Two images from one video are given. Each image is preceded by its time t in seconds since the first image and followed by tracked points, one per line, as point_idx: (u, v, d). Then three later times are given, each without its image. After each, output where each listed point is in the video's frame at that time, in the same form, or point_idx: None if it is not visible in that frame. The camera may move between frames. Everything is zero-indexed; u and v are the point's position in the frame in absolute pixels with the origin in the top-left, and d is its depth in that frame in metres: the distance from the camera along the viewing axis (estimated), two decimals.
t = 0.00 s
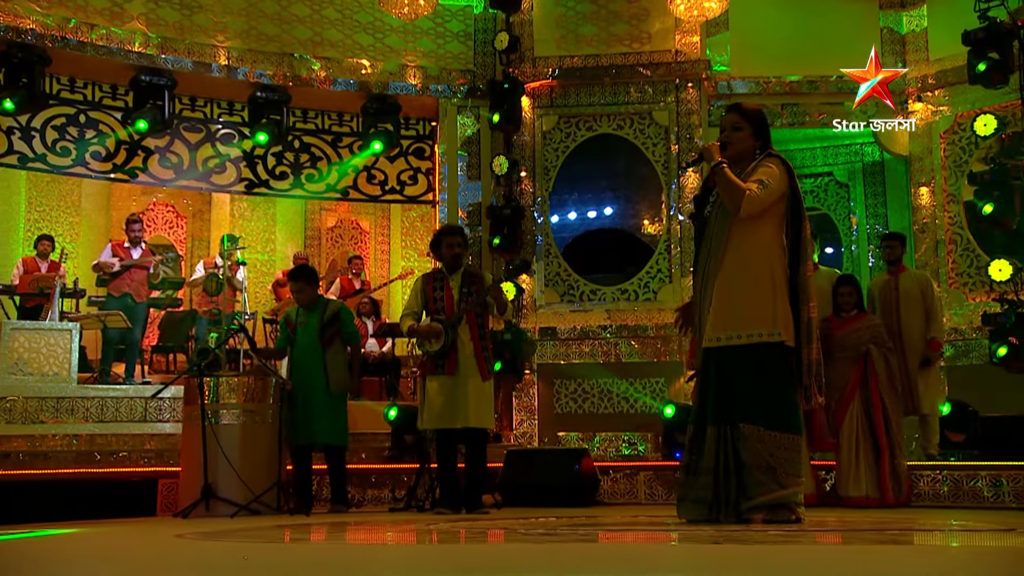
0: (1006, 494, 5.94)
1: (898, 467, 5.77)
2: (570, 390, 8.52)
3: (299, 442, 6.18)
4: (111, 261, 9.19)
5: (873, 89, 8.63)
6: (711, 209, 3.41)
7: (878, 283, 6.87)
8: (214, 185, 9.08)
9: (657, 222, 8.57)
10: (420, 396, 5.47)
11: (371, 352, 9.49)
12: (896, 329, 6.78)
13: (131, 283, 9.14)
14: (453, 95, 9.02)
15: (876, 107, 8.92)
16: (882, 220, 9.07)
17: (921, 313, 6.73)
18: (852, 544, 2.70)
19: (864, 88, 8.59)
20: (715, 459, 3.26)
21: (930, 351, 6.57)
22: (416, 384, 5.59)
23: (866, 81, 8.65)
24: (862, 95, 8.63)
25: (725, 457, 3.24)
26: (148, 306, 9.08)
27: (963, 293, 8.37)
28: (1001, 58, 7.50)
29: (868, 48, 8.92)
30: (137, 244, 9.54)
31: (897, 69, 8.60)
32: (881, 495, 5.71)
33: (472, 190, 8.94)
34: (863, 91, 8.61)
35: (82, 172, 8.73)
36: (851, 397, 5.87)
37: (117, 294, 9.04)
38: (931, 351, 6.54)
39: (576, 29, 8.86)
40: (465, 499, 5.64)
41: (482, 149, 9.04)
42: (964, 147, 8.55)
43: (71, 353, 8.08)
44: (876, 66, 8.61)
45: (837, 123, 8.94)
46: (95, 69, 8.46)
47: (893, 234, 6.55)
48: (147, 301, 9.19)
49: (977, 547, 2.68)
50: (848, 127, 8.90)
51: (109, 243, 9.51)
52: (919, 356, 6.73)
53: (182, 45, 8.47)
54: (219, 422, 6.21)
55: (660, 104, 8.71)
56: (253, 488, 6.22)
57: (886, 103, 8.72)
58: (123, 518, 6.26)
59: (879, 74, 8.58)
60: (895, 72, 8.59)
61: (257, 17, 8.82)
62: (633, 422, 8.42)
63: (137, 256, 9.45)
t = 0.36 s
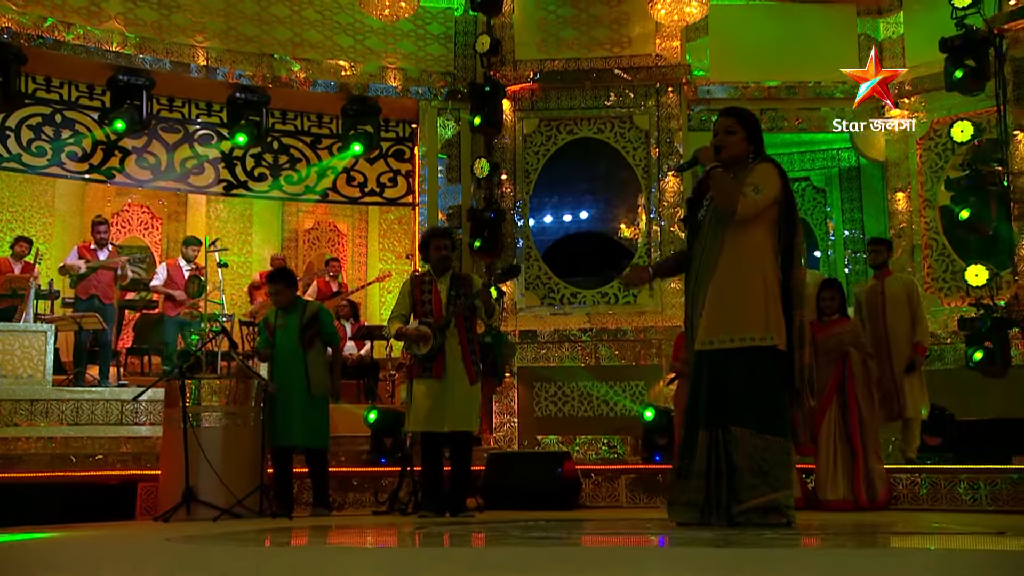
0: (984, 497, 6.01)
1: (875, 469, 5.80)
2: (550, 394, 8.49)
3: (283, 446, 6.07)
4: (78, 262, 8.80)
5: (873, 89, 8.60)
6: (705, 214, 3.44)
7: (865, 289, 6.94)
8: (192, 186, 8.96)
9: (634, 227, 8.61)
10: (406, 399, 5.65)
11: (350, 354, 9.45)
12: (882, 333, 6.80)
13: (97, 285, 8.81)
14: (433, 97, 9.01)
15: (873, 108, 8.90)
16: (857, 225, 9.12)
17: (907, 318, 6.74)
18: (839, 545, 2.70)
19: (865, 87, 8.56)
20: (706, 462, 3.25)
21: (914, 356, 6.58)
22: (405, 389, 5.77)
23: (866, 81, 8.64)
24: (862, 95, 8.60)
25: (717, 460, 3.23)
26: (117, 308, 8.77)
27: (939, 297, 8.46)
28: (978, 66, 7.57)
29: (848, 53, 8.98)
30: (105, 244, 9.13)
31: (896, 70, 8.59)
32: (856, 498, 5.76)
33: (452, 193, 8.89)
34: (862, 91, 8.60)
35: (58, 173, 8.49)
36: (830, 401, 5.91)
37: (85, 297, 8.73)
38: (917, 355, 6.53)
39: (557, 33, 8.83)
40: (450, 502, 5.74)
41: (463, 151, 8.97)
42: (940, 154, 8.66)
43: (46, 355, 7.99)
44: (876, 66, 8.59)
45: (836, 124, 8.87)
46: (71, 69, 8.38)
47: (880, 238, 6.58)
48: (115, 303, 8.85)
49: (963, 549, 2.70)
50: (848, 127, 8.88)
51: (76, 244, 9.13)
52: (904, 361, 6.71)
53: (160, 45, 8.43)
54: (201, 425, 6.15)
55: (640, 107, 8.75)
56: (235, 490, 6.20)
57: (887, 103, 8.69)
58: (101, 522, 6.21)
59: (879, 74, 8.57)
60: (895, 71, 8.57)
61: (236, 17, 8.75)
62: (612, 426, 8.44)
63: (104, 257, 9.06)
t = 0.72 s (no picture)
0: (958, 500, 6.09)
1: (849, 471, 5.89)
2: (528, 396, 8.53)
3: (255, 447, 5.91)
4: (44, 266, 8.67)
5: (873, 89, 8.51)
6: (695, 216, 3.46)
7: (850, 296, 6.96)
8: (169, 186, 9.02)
9: (609, 233, 8.69)
10: (392, 401, 5.78)
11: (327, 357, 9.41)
12: (868, 337, 6.82)
13: (64, 288, 8.66)
14: (412, 99, 9.01)
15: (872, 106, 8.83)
16: (832, 230, 9.05)
17: (892, 322, 6.76)
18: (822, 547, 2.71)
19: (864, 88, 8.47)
20: (695, 465, 3.27)
21: (900, 360, 6.58)
22: (392, 393, 5.91)
23: (866, 81, 8.56)
24: (862, 95, 8.53)
25: (705, 463, 3.26)
26: (85, 310, 8.66)
27: (912, 302, 8.56)
28: (952, 73, 7.67)
29: (822, 61, 9.10)
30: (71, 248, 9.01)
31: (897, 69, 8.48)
32: (830, 501, 5.80)
33: (431, 196, 8.91)
34: (862, 91, 8.52)
35: (32, 172, 8.41)
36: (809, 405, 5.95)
37: (52, 299, 8.60)
38: (902, 360, 6.54)
39: (536, 37, 8.89)
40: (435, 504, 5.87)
41: (442, 154, 8.99)
42: (913, 160, 8.78)
43: (20, 357, 7.88)
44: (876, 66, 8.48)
45: (836, 122, 8.88)
46: (47, 68, 8.29)
47: (863, 243, 6.64)
48: (82, 305, 8.75)
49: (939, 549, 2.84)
50: (847, 126, 8.89)
51: (41, 247, 8.98)
52: (888, 366, 6.75)
53: (137, 44, 8.33)
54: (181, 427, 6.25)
55: (619, 112, 8.78)
56: (214, 495, 6.23)
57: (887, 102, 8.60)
58: (78, 525, 6.14)
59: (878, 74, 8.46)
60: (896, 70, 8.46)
61: (214, 17, 8.72)
62: (590, 428, 8.49)
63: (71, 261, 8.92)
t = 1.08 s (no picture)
0: (935, 501, 6.20)
1: (832, 473, 5.97)
2: (509, 397, 8.58)
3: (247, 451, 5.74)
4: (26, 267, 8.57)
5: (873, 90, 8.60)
6: (687, 220, 3.52)
7: (832, 299, 7.02)
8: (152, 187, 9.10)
9: (588, 236, 8.75)
10: (380, 402, 5.87)
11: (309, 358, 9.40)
12: (849, 340, 6.92)
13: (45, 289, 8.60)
14: (396, 101, 9.06)
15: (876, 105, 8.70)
16: (810, 235, 9.31)
17: (874, 326, 6.85)
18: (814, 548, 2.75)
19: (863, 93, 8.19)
20: (686, 467, 3.32)
21: (882, 364, 6.69)
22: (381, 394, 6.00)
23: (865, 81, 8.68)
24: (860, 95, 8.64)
25: (696, 465, 3.30)
26: (67, 311, 8.61)
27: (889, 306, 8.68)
28: (930, 80, 7.79)
29: (801, 66, 9.19)
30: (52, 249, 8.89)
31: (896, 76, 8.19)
32: (813, 502, 5.88)
33: (414, 199, 8.96)
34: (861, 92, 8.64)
35: (14, 171, 8.41)
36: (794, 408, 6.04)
37: (33, 300, 8.54)
38: (885, 363, 6.67)
39: (520, 41, 8.91)
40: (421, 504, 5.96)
41: (425, 156, 9.04)
42: (890, 166, 8.83)
43: None
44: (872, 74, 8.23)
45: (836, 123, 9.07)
46: (29, 67, 8.23)
47: (847, 248, 6.72)
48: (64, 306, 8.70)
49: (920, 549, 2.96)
50: (847, 126, 9.04)
51: (22, 247, 8.88)
52: (868, 369, 6.86)
53: (120, 44, 8.33)
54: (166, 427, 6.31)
55: (600, 116, 8.87)
56: (201, 495, 6.30)
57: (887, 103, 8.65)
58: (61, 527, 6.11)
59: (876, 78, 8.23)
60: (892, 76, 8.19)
61: (198, 17, 8.68)
62: (571, 430, 8.55)
63: (52, 262, 8.81)
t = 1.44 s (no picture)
0: (912, 500, 6.38)
1: (816, 475, 6.16)
2: (493, 399, 8.68)
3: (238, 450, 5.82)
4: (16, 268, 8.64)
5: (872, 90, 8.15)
6: (679, 224, 3.65)
7: (811, 300, 7.20)
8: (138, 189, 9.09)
9: (567, 239, 8.89)
10: (370, 402, 6.00)
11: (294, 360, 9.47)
12: (828, 342, 7.08)
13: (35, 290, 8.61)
14: (381, 106, 9.15)
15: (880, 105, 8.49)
16: (789, 240, 9.40)
17: (853, 329, 7.01)
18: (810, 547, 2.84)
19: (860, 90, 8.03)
20: (679, 468, 3.45)
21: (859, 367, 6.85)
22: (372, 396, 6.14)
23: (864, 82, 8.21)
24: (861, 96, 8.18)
25: (689, 465, 3.44)
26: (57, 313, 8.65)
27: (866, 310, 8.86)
28: (905, 88, 7.97)
29: (779, 75, 9.38)
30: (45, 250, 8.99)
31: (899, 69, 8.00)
32: (801, 500, 6.05)
33: (398, 202, 9.05)
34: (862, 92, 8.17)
35: None
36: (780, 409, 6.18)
37: (23, 302, 8.57)
38: (861, 367, 6.80)
39: (504, 47, 9.02)
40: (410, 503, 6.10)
41: (410, 160, 9.13)
42: (864, 171, 8.99)
43: None
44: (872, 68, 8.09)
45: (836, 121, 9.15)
46: (16, 69, 8.25)
47: (826, 252, 6.89)
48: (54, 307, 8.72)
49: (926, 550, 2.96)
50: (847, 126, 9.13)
51: (14, 248, 8.94)
52: (846, 371, 7.03)
53: (107, 48, 8.39)
54: (157, 428, 6.38)
55: (582, 121, 8.95)
56: (191, 496, 6.37)
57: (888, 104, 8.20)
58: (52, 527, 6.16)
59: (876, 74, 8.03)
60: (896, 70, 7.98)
61: (185, 22, 8.78)
62: (554, 430, 8.65)
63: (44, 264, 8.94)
